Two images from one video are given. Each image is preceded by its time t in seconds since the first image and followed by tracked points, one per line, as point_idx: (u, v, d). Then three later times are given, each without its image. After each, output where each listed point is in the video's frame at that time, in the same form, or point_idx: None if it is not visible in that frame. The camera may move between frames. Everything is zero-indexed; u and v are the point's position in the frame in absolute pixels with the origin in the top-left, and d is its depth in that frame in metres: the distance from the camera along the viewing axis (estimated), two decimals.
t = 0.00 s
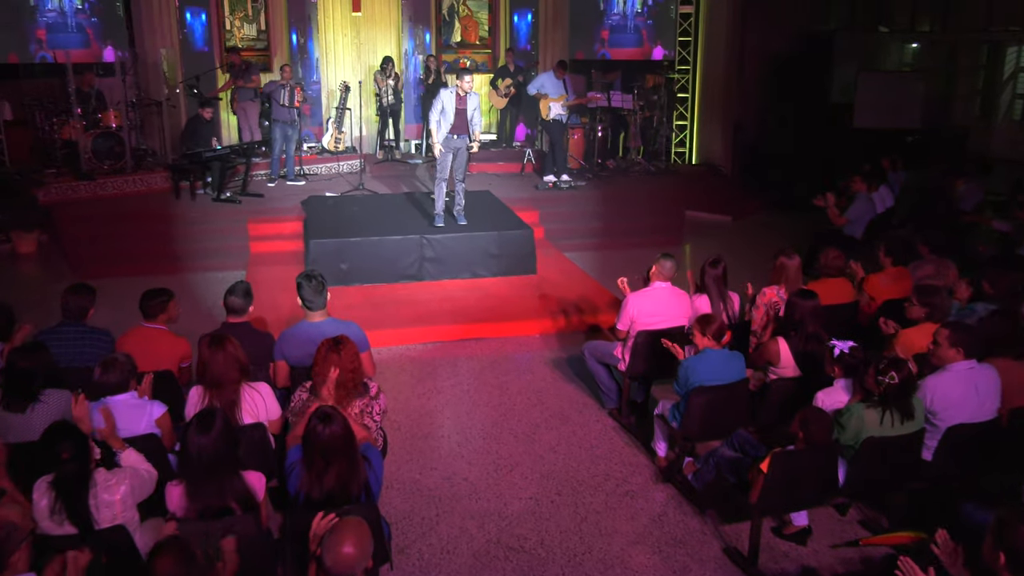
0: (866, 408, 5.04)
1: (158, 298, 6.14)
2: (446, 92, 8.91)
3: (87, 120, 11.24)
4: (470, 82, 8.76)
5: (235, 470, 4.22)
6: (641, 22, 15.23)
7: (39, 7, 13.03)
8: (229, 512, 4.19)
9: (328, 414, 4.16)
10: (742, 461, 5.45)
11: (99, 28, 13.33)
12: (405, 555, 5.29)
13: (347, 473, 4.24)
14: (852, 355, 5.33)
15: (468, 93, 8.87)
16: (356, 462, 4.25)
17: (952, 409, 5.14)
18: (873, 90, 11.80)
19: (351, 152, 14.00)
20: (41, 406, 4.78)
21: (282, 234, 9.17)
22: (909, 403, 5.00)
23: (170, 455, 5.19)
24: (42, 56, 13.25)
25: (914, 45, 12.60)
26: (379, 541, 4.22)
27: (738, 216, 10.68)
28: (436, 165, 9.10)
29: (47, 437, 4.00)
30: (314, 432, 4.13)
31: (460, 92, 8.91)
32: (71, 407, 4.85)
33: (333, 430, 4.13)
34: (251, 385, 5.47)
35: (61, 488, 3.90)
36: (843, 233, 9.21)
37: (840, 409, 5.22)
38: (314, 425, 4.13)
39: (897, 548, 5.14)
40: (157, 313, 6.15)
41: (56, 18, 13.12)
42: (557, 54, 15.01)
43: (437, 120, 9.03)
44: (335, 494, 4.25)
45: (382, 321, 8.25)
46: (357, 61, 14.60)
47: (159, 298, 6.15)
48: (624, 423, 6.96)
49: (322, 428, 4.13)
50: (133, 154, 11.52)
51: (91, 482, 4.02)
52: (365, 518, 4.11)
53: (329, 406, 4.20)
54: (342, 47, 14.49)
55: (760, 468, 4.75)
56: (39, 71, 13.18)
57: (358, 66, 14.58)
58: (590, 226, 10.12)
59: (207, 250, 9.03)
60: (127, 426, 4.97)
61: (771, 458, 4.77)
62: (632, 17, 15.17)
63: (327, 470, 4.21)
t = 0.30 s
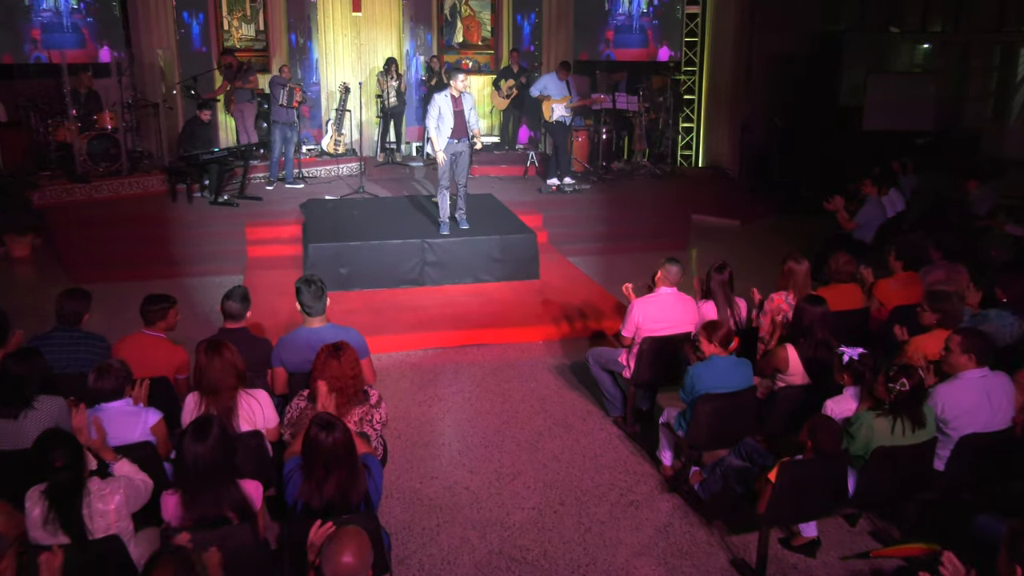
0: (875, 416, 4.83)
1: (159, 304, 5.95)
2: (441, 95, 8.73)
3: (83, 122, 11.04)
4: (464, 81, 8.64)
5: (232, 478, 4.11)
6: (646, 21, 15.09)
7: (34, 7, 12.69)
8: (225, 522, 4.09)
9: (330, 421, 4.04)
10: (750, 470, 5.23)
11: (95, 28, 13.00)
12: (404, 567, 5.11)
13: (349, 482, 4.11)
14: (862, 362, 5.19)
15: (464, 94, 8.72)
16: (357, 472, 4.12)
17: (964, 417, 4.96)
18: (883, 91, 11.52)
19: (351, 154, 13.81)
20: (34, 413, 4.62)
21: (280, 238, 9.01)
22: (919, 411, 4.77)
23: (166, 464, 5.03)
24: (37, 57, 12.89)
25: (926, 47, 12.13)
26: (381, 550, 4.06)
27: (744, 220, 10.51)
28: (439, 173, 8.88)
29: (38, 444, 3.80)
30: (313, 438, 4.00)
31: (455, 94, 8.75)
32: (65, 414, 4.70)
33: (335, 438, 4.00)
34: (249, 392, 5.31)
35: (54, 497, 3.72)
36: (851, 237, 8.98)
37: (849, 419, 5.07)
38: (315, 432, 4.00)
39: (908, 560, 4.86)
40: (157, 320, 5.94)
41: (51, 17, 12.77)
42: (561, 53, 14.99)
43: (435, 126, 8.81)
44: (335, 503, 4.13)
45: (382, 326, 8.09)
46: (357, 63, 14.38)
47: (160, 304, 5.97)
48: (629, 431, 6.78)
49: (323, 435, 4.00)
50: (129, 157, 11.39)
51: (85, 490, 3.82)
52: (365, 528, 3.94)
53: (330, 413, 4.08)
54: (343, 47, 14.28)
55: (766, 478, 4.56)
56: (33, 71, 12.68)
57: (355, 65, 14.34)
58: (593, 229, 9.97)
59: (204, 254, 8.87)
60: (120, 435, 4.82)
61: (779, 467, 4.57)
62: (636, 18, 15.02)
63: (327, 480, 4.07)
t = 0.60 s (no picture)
0: (886, 425, 4.64)
1: (158, 310, 5.69)
2: (434, 100, 8.52)
3: (78, 124, 10.89)
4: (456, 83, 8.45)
5: (230, 485, 3.90)
6: (652, 22, 14.43)
7: (29, 6, 12.40)
8: (223, 531, 3.88)
9: (330, 425, 3.89)
10: (759, 481, 5.06)
11: (91, 28, 12.69)
12: None
13: (352, 482, 3.93)
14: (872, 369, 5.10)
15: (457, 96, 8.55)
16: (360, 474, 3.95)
17: (978, 427, 4.76)
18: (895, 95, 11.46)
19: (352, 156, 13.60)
20: (28, 420, 4.44)
21: (279, 242, 8.85)
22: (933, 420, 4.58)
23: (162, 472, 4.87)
24: (32, 57, 12.58)
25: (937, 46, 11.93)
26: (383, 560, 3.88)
27: (752, 225, 10.30)
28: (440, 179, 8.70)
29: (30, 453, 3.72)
30: (313, 442, 3.84)
31: (448, 96, 8.56)
32: (59, 422, 4.51)
33: (336, 441, 3.86)
34: (246, 399, 5.13)
35: (46, 506, 3.68)
36: (863, 242, 8.82)
37: (860, 429, 4.88)
38: (315, 436, 3.85)
39: None
40: (154, 327, 5.69)
41: (46, 16, 12.47)
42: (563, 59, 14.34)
43: (431, 131, 8.60)
44: (337, 505, 3.93)
45: (382, 332, 7.91)
46: (357, 63, 13.93)
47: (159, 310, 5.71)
48: (635, 440, 6.59)
49: (324, 439, 3.85)
50: (125, 159, 11.27)
51: (78, 499, 3.79)
52: (364, 535, 3.76)
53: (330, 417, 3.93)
54: (342, 48, 13.82)
55: (774, 490, 4.36)
56: (29, 71, 12.58)
57: (355, 68, 13.86)
58: (598, 233, 9.77)
59: (201, 258, 8.71)
60: (116, 443, 4.65)
61: (787, 478, 4.38)
62: (643, 18, 14.39)
63: (329, 481, 3.89)
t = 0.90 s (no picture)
0: (904, 438, 4.40)
1: (154, 317, 5.48)
2: (438, 103, 8.33)
3: (75, 126, 10.73)
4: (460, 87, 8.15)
5: (229, 496, 3.73)
6: (660, 22, 14.17)
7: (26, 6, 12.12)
8: (222, 544, 3.70)
9: (330, 433, 3.73)
10: (771, 495, 4.87)
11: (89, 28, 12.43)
12: None
13: (353, 490, 3.73)
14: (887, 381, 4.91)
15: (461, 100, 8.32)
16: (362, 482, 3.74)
17: (996, 440, 4.53)
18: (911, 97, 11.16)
19: (355, 160, 13.43)
20: (21, 429, 4.34)
21: (280, 248, 8.66)
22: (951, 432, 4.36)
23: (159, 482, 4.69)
24: (28, 58, 12.26)
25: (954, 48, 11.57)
26: None
27: (763, 230, 10.08)
28: (444, 183, 8.52)
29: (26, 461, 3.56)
30: (311, 451, 3.67)
31: (452, 99, 8.33)
32: (55, 430, 4.40)
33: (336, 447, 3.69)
34: (244, 407, 4.93)
35: (43, 517, 3.51)
36: (878, 249, 8.60)
37: (875, 441, 4.69)
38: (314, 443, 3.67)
39: None
40: (149, 336, 5.48)
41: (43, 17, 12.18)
42: (573, 55, 14.27)
43: (436, 135, 8.47)
44: (336, 514, 3.71)
45: (384, 340, 7.71)
46: (360, 65, 13.78)
47: (155, 318, 5.51)
48: (644, 452, 6.37)
49: (323, 448, 3.69)
50: (122, 162, 11.13)
51: (75, 510, 3.59)
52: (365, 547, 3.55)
53: (329, 425, 3.77)
54: (346, 49, 13.67)
55: (787, 504, 4.14)
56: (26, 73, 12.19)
57: (355, 67, 13.70)
58: (606, 238, 9.57)
59: (200, 263, 8.53)
60: (112, 451, 4.46)
61: (801, 491, 4.17)
62: (652, 19, 14.15)
63: (329, 488, 3.69)
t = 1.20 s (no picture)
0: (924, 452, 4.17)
1: (145, 321, 5.31)
2: (451, 105, 8.17)
3: (73, 129, 10.56)
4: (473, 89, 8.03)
5: (230, 507, 3.62)
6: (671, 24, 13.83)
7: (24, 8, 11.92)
8: (220, 557, 3.60)
9: (331, 445, 3.50)
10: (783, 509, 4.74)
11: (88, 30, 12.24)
12: None
13: (357, 508, 3.54)
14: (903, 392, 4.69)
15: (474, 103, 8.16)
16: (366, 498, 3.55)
17: (1015, 452, 4.30)
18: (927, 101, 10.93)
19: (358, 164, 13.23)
20: (18, 437, 4.20)
21: (281, 254, 8.49)
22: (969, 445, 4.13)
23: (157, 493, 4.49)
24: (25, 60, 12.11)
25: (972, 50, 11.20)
26: None
27: (776, 236, 9.86)
28: (452, 188, 8.36)
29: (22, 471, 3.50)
30: (312, 463, 3.46)
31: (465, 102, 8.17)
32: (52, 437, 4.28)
33: (338, 463, 3.47)
34: (245, 417, 4.75)
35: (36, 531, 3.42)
36: (895, 256, 8.38)
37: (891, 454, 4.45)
38: (314, 458, 3.46)
39: None
40: (143, 340, 5.31)
41: (40, 18, 12.00)
42: (581, 62, 13.93)
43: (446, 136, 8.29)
44: (339, 534, 3.54)
45: (387, 348, 7.52)
46: (364, 67, 13.50)
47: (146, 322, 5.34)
48: (653, 464, 6.16)
49: (325, 460, 3.47)
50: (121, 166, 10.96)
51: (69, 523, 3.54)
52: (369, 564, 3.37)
53: (330, 436, 3.54)
54: (350, 51, 13.39)
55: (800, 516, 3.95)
56: (23, 75, 12.01)
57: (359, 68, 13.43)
58: (616, 245, 9.36)
59: (200, 270, 8.37)
60: (109, 463, 4.29)
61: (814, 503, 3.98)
62: (663, 20, 13.83)
63: (333, 504, 3.50)
